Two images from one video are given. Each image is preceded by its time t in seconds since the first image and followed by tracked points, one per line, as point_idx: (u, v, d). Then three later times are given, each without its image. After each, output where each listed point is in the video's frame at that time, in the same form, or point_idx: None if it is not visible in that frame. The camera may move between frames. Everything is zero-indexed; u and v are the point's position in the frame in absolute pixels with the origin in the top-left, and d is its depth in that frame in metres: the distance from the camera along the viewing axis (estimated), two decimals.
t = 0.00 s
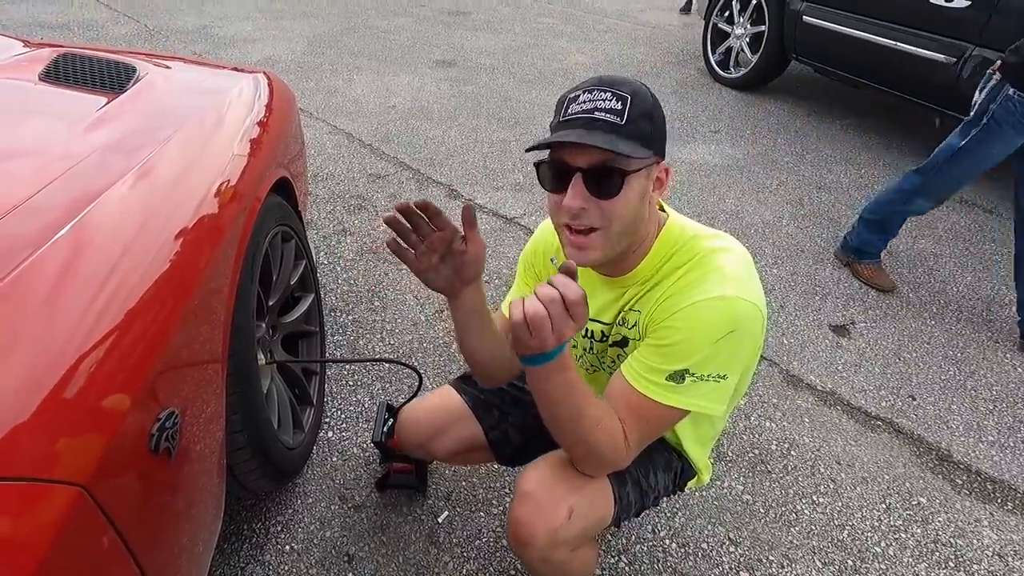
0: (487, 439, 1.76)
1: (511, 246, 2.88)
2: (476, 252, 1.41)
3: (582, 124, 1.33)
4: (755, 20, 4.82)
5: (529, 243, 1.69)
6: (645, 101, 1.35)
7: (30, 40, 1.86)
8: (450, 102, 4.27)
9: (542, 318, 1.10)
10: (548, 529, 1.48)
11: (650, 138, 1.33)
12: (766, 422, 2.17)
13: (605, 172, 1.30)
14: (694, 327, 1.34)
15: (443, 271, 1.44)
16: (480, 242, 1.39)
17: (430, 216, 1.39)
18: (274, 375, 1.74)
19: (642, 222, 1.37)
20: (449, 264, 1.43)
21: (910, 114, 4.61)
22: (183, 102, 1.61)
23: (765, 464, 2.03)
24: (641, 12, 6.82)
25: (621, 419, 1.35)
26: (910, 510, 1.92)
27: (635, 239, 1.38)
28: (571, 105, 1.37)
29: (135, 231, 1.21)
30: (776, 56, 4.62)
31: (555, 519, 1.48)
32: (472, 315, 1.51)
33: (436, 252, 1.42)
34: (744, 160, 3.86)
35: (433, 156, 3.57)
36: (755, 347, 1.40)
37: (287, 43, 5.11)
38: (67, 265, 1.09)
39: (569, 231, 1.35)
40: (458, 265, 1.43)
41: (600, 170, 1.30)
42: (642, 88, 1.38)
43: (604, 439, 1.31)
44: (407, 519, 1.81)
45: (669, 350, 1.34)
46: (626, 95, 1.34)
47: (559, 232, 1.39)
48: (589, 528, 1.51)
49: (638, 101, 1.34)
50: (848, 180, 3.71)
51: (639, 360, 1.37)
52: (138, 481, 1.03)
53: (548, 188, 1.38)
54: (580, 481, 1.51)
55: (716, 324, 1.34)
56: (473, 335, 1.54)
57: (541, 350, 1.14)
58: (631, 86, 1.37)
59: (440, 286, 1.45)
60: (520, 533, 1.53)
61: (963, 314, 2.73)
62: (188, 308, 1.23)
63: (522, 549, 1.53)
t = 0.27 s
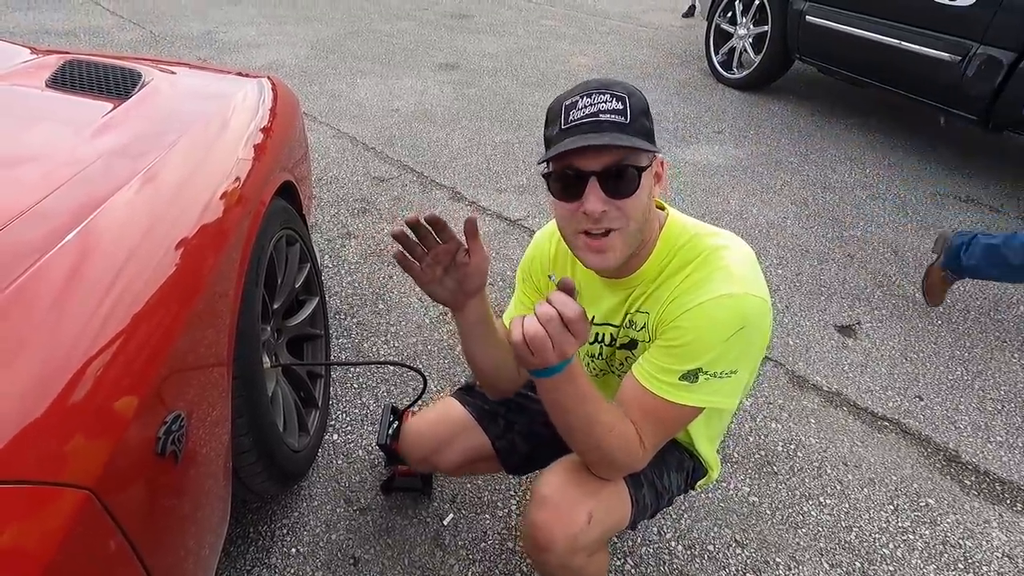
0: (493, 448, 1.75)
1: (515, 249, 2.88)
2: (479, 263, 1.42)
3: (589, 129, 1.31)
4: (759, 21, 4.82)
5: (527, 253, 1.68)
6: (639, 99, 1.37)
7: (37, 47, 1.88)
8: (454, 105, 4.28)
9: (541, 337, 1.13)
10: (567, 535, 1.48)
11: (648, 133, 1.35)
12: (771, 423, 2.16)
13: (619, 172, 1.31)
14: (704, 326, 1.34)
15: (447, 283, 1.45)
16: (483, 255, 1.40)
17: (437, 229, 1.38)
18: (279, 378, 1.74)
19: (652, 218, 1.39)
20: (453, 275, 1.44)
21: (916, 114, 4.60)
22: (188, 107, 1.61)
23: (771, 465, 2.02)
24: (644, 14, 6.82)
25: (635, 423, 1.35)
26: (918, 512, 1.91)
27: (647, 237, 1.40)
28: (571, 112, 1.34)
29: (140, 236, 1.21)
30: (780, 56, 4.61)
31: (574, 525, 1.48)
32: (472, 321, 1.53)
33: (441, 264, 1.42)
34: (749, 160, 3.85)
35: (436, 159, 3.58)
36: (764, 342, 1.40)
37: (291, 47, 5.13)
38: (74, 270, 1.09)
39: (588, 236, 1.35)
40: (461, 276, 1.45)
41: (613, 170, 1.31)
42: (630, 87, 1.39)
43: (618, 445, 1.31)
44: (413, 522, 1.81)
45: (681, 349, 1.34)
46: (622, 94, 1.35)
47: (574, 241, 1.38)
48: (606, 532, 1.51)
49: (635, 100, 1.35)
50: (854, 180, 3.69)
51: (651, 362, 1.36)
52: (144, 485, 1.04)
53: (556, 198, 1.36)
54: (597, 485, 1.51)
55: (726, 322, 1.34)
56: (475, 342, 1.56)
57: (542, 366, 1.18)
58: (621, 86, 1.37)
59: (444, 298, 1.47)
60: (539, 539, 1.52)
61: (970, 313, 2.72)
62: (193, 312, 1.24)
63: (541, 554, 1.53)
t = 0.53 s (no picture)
0: (491, 452, 1.75)
1: (513, 250, 2.88)
2: (487, 269, 1.40)
3: (586, 129, 1.31)
4: (756, 23, 4.83)
5: (523, 256, 1.67)
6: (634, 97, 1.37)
7: (36, 48, 1.88)
8: (452, 106, 4.28)
9: (575, 341, 1.10)
10: (581, 544, 1.47)
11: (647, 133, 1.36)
12: (770, 425, 2.16)
13: (616, 172, 1.30)
14: (712, 329, 1.35)
15: (455, 290, 1.43)
16: (492, 260, 1.38)
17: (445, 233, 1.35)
18: (278, 380, 1.74)
19: (649, 218, 1.39)
20: (460, 282, 1.42)
21: (913, 115, 4.60)
22: (187, 109, 1.61)
23: (770, 467, 2.03)
24: (642, 16, 6.83)
25: (648, 429, 1.36)
26: (917, 513, 1.91)
27: (644, 237, 1.40)
28: (567, 112, 1.34)
29: (139, 237, 1.21)
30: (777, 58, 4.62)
31: (587, 532, 1.47)
32: (477, 329, 1.50)
33: (449, 270, 1.40)
34: (747, 162, 3.86)
35: (435, 161, 3.58)
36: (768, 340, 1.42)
37: (290, 49, 5.14)
38: (73, 271, 1.09)
39: (583, 236, 1.34)
40: (469, 283, 1.42)
41: (610, 170, 1.31)
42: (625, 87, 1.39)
43: (633, 451, 1.32)
44: (412, 524, 1.81)
45: (690, 353, 1.35)
46: (618, 93, 1.35)
47: (570, 240, 1.37)
48: (617, 538, 1.51)
49: (631, 99, 1.35)
50: (851, 182, 3.70)
51: (661, 368, 1.37)
52: (143, 488, 1.04)
53: (553, 197, 1.36)
54: (607, 492, 1.51)
55: (734, 324, 1.35)
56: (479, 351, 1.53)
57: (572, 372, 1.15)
58: (617, 87, 1.38)
59: (452, 306, 1.44)
60: (550, 548, 1.50)
61: (968, 315, 2.72)
62: (192, 314, 1.23)
63: (553, 563, 1.51)
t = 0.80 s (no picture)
0: (493, 457, 1.74)
1: (513, 252, 2.88)
2: (491, 280, 1.35)
3: (591, 133, 1.30)
4: (755, 25, 4.83)
5: (522, 261, 1.66)
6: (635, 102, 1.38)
7: (36, 51, 1.87)
8: (452, 108, 4.29)
9: (584, 350, 1.10)
10: (592, 549, 1.46)
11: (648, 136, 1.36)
12: (771, 427, 2.16)
13: (620, 178, 1.31)
14: (716, 330, 1.35)
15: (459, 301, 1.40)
16: (496, 268, 1.33)
17: (449, 245, 1.31)
18: (278, 383, 1.74)
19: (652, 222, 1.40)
20: (465, 294, 1.39)
21: (912, 117, 4.61)
22: (187, 111, 1.61)
23: (770, 469, 2.03)
24: (641, 18, 6.84)
25: (656, 431, 1.36)
26: (917, 515, 1.91)
27: (648, 241, 1.40)
28: (570, 117, 1.34)
29: (139, 240, 1.21)
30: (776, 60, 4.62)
31: (597, 536, 1.46)
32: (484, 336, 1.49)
33: (453, 281, 1.37)
34: (747, 164, 3.86)
35: (434, 163, 3.58)
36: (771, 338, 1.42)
37: (290, 51, 5.14)
38: (74, 275, 1.09)
39: (588, 242, 1.34)
40: (473, 293, 1.39)
41: (614, 176, 1.31)
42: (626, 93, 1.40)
43: (642, 454, 1.32)
44: (412, 527, 1.81)
45: (696, 354, 1.35)
46: (620, 99, 1.35)
47: (574, 246, 1.37)
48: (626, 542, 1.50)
49: (633, 104, 1.36)
50: (850, 184, 3.70)
51: (666, 370, 1.37)
52: (143, 491, 1.03)
53: (557, 204, 1.35)
54: (615, 496, 1.50)
55: (738, 324, 1.35)
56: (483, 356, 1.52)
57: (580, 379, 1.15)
58: (618, 92, 1.38)
59: (457, 315, 1.41)
60: (561, 554, 1.50)
61: (968, 317, 2.72)
62: (192, 317, 1.23)
63: (562, 568, 1.50)
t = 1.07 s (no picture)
0: (501, 462, 1.73)
1: (519, 257, 2.88)
2: (501, 295, 1.36)
3: (593, 139, 1.30)
4: (760, 28, 4.83)
5: (529, 268, 1.66)
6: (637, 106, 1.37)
7: (44, 60, 1.89)
8: (456, 114, 4.30)
9: (581, 355, 1.11)
10: (600, 557, 1.46)
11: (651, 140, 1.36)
12: (779, 431, 2.15)
13: (624, 182, 1.31)
14: (724, 336, 1.34)
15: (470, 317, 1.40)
16: (505, 284, 1.34)
17: (460, 265, 1.31)
18: (285, 389, 1.74)
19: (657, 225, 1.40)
20: (476, 310, 1.39)
21: (919, 119, 4.59)
22: (194, 119, 1.62)
23: (779, 474, 2.02)
24: (645, 22, 6.84)
25: (663, 438, 1.35)
26: (928, 521, 1.89)
27: (654, 244, 1.40)
28: (571, 125, 1.34)
29: (147, 248, 1.22)
30: (781, 63, 4.61)
31: (605, 545, 1.46)
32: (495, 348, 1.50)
33: (464, 299, 1.37)
34: (752, 167, 3.85)
35: (439, 168, 3.59)
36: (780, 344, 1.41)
37: (295, 58, 5.16)
38: (81, 283, 1.09)
39: (595, 248, 1.34)
40: (484, 309, 1.39)
41: (618, 181, 1.30)
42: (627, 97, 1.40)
43: (649, 462, 1.31)
44: (419, 532, 1.81)
45: (703, 361, 1.35)
46: (622, 104, 1.35)
47: (581, 252, 1.37)
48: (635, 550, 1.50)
49: (635, 108, 1.35)
50: (857, 186, 3.69)
51: (673, 377, 1.37)
52: (151, 498, 1.04)
53: (562, 210, 1.35)
54: (624, 504, 1.49)
55: (746, 329, 1.34)
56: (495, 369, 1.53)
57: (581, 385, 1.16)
58: (620, 97, 1.38)
59: (469, 331, 1.42)
60: (569, 562, 1.49)
61: (977, 320, 2.70)
62: (200, 324, 1.23)
63: None
